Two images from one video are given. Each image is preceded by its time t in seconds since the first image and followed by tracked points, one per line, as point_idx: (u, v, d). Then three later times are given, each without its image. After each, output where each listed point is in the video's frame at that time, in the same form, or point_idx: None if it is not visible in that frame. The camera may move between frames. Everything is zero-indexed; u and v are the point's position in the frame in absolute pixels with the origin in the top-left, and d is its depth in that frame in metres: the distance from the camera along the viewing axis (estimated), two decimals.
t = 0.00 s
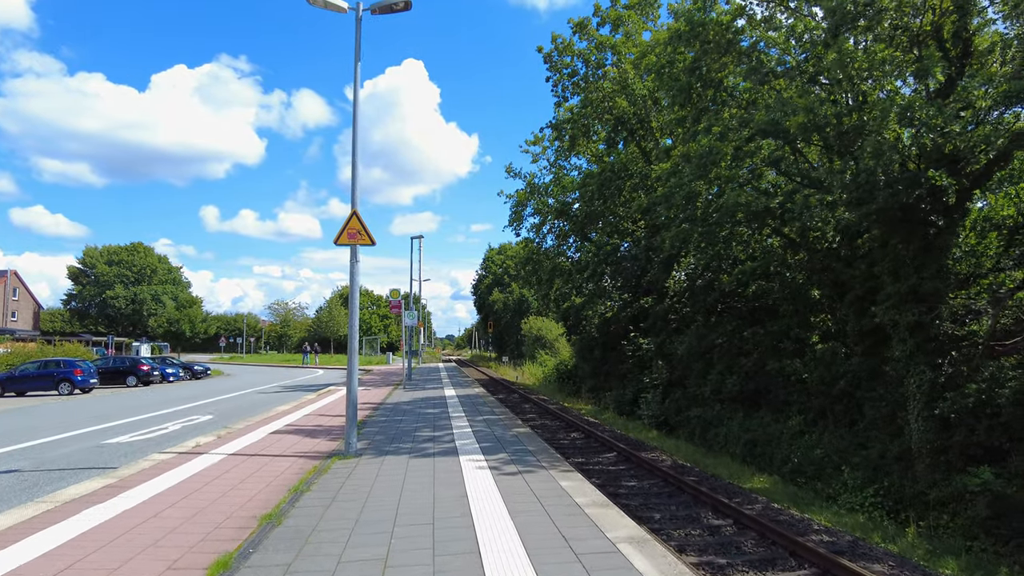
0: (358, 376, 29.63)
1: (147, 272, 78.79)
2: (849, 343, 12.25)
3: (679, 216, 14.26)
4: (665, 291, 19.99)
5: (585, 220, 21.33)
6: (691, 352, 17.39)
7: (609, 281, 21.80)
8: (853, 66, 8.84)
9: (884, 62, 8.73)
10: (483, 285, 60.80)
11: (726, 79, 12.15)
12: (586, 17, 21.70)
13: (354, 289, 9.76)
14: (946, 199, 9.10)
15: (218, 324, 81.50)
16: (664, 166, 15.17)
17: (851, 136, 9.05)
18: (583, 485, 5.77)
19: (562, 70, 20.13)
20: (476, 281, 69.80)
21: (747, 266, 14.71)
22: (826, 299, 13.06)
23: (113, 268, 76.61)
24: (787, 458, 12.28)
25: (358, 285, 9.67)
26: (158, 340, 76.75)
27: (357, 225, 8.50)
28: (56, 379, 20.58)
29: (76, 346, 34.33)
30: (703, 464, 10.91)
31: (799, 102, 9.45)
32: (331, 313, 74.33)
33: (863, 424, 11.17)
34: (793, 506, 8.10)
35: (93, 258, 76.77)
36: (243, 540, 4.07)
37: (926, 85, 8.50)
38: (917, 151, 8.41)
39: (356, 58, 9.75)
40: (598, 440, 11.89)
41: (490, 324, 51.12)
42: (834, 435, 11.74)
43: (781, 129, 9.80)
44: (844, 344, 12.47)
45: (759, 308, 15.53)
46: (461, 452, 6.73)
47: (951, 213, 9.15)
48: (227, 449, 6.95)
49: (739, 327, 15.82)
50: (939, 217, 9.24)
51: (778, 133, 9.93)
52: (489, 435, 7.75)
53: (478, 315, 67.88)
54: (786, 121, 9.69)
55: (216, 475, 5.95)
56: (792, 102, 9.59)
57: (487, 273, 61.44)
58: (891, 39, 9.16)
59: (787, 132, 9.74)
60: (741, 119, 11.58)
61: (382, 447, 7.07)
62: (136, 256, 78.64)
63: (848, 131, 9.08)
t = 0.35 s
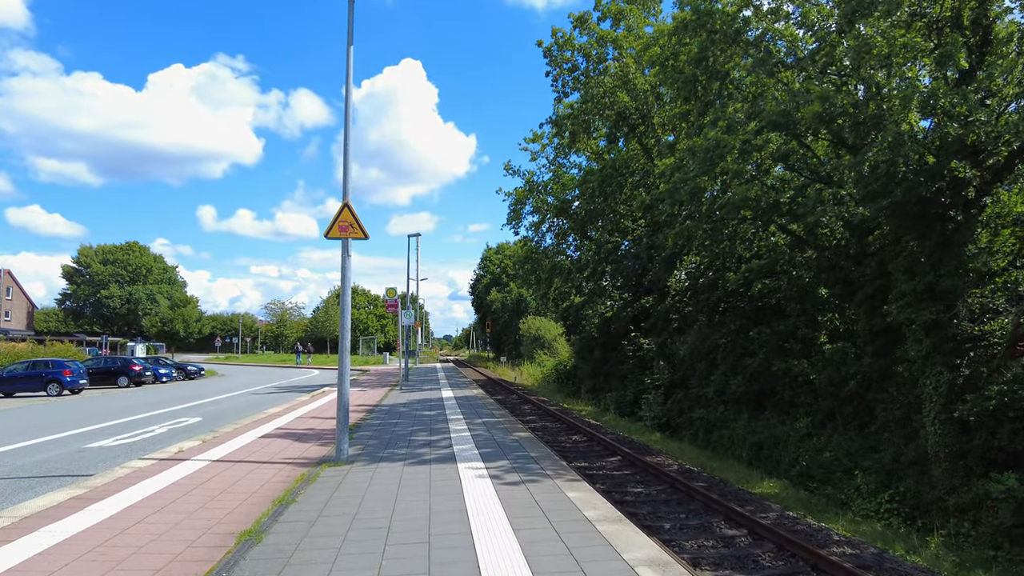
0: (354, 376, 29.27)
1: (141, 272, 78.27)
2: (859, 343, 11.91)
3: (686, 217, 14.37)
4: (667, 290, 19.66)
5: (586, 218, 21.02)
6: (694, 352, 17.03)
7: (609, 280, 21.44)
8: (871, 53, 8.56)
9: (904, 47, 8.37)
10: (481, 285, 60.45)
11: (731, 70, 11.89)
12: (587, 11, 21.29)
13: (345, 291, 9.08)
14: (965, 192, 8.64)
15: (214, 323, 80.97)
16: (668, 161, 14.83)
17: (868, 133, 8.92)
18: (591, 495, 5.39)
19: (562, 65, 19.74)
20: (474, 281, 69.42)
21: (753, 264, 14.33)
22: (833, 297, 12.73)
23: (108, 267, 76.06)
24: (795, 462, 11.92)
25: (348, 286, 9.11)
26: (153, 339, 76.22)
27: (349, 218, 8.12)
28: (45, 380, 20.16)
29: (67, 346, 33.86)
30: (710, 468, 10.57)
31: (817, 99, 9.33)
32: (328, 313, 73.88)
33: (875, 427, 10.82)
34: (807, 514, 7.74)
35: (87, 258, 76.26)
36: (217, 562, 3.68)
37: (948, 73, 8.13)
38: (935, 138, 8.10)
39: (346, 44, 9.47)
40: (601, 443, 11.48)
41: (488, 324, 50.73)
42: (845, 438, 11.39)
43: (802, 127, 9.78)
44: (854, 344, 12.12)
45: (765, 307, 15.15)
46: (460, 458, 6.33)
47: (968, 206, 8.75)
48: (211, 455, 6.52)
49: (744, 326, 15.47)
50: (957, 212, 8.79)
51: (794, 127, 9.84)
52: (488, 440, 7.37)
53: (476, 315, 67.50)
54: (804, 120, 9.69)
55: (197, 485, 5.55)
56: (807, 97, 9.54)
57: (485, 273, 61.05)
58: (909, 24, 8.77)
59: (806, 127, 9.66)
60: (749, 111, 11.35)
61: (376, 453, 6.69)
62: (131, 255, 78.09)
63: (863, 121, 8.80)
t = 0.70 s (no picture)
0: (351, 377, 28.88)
1: (137, 271, 77.80)
2: (872, 344, 11.54)
3: (693, 214, 14.03)
4: (670, 289, 19.31)
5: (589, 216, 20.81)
6: (698, 353, 16.66)
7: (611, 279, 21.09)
8: (894, 37, 8.03)
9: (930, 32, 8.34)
10: (480, 284, 60.07)
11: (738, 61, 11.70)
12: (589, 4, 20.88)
13: (338, 292, 8.41)
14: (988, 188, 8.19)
15: (210, 323, 80.39)
16: (674, 156, 14.47)
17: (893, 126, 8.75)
18: (604, 510, 5.01)
19: (563, 60, 19.34)
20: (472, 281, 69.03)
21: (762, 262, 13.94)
22: (843, 296, 12.37)
23: (103, 267, 75.55)
24: (806, 466, 11.57)
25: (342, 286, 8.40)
26: (149, 339, 75.73)
27: (343, 212, 7.70)
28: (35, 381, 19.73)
29: (60, 346, 33.49)
30: (719, 473, 10.21)
31: (832, 92, 9.02)
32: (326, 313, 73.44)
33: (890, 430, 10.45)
34: (825, 523, 7.38)
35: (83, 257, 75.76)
36: None
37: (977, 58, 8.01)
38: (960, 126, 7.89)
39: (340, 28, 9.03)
40: (607, 448, 11.08)
41: (486, 323, 50.31)
42: (858, 442, 11.03)
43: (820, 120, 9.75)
44: (866, 345, 11.76)
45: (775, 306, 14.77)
46: (461, 468, 5.94)
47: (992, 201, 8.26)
48: (196, 464, 6.07)
49: (750, 327, 15.09)
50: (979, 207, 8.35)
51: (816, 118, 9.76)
52: (489, 446, 6.97)
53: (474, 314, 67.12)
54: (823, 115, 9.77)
55: (178, 500, 5.17)
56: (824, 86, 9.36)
57: (483, 272, 60.62)
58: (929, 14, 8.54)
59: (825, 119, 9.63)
60: (757, 105, 11.08)
61: (372, 462, 6.30)
62: (127, 254, 77.63)
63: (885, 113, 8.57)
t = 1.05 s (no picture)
0: (349, 377, 28.50)
1: (135, 271, 77.41)
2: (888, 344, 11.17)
3: (701, 208, 13.64)
4: (675, 288, 18.98)
5: (593, 213, 20.52)
6: (705, 353, 16.31)
7: (614, 278, 20.74)
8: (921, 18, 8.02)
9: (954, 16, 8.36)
10: (479, 284, 59.74)
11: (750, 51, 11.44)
12: None
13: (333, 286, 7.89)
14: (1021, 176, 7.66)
15: (208, 323, 79.97)
16: (681, 150, 14.12)
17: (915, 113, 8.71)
18: (623, 521, 4.60)
19: (566, 53, 18.96)
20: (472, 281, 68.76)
21: (773, 260, 13.56)
22: (857, 294, 11.97)
23: (100, 266, 75.19)
24: (819, 469, 11.18)
25: (338, 281, 7.89)
26: (147, 339, 75.28)
27: (338, 200, 7.27)
28: (25, 381, 19.30)
29: (54, 346, 33.05)
30: (731, 477, 9.84)
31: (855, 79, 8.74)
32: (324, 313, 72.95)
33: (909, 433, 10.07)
34: (849, 531, 6.99)
35: (80, 256, 75.47)
36: None
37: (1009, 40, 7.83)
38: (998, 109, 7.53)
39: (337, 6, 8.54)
40: (614, 451, 10.66)
41: (486, 323, 49.95)
42: (875, 445, 10.63)
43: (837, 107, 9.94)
44: (881, 344, 11.39)
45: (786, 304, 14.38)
46: (465, 475, 5.53)
47: None
48: (181, 470, 5.61)
49: (758, 326, 14.73)
50: (1010, 197, 7.84)
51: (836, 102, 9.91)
52: (494, 451, 6.56)
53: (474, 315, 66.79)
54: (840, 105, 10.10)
55: (159, 507, 4.76)
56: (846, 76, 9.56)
57: (482, 272, 60.50)
58: None
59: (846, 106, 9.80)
60: (772, 94, 10.80)
61: (369, 468, 5.88)
62: (124, 254, 77.24)
63: (912, 96, 8.46)
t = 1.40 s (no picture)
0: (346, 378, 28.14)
1: (131, 270, 76.92)
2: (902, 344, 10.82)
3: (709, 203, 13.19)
4: (678, 287, 18.64)
5: (594, 211, 20.18)
6: (710, 352, 15.98)
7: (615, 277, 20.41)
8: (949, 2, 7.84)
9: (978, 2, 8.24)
10: (477, 284, 59.42)
11: (759, 41, 11.10)
12: None
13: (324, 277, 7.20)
14: None
15: (205, 322, 79.54)
16: (687, 144, 13.75)
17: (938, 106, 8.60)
18: (640, 537, 4.23)
19: (567, 47, 18.59)
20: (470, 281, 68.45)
21: (782, 257, 13.18)
22: (869, 292, 11.59)
23: (96, 265, 74.70)
24: (831, 473, 10.84)
25: (329, 275, 7.22)
26: (143, 339, 74.81)
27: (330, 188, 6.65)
28: (14, 381, 18.87)
29: (47, 346, 32.60)
30: (742, 482, 9.47)
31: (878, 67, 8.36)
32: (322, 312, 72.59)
33: (926, 435, 9.72)
34: (871, 541, 6.63)
35: (76, 255, 75.01)
36: None
37: None
38: None
39: None
40: (621, 455, 10.24)
41: (484, 322, 49.56)
42: (889, 449, 10.28)
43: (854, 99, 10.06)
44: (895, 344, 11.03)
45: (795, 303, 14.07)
46: (465, 484, 5.13)
47: None
48: (161, 480, 5.16)
49: (765, 325, 14.37)
50: None
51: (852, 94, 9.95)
52: (496, 457, 6.17)
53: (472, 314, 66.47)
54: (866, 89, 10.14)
55: (137, 520, 4.34)
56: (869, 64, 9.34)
57: (481, 271, 60.16)
58: None
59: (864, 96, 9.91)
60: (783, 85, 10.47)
61: (363, 477, 5.48)
62: (120, 252, 76.75)
63: (936, 83, 8.32)
